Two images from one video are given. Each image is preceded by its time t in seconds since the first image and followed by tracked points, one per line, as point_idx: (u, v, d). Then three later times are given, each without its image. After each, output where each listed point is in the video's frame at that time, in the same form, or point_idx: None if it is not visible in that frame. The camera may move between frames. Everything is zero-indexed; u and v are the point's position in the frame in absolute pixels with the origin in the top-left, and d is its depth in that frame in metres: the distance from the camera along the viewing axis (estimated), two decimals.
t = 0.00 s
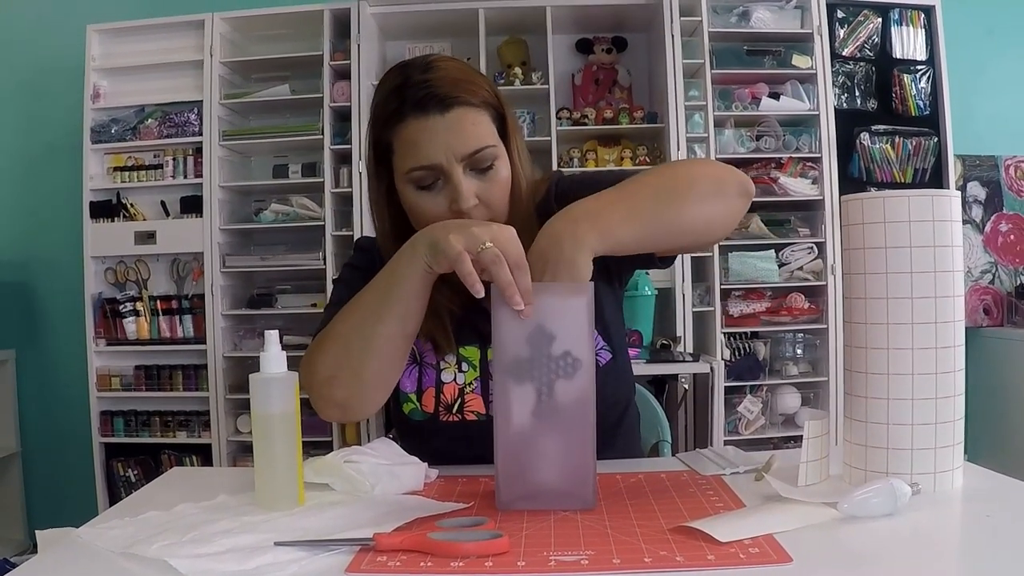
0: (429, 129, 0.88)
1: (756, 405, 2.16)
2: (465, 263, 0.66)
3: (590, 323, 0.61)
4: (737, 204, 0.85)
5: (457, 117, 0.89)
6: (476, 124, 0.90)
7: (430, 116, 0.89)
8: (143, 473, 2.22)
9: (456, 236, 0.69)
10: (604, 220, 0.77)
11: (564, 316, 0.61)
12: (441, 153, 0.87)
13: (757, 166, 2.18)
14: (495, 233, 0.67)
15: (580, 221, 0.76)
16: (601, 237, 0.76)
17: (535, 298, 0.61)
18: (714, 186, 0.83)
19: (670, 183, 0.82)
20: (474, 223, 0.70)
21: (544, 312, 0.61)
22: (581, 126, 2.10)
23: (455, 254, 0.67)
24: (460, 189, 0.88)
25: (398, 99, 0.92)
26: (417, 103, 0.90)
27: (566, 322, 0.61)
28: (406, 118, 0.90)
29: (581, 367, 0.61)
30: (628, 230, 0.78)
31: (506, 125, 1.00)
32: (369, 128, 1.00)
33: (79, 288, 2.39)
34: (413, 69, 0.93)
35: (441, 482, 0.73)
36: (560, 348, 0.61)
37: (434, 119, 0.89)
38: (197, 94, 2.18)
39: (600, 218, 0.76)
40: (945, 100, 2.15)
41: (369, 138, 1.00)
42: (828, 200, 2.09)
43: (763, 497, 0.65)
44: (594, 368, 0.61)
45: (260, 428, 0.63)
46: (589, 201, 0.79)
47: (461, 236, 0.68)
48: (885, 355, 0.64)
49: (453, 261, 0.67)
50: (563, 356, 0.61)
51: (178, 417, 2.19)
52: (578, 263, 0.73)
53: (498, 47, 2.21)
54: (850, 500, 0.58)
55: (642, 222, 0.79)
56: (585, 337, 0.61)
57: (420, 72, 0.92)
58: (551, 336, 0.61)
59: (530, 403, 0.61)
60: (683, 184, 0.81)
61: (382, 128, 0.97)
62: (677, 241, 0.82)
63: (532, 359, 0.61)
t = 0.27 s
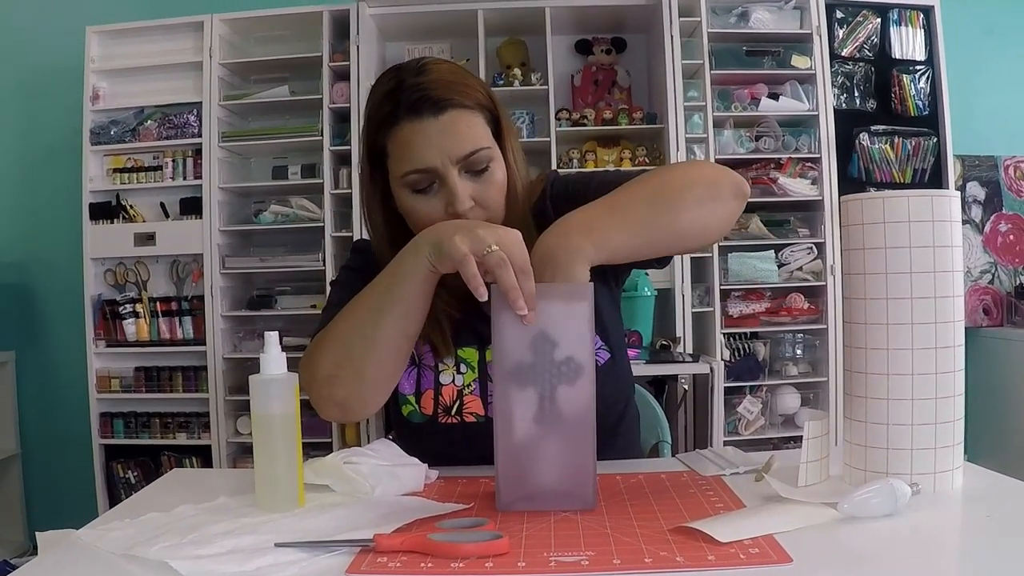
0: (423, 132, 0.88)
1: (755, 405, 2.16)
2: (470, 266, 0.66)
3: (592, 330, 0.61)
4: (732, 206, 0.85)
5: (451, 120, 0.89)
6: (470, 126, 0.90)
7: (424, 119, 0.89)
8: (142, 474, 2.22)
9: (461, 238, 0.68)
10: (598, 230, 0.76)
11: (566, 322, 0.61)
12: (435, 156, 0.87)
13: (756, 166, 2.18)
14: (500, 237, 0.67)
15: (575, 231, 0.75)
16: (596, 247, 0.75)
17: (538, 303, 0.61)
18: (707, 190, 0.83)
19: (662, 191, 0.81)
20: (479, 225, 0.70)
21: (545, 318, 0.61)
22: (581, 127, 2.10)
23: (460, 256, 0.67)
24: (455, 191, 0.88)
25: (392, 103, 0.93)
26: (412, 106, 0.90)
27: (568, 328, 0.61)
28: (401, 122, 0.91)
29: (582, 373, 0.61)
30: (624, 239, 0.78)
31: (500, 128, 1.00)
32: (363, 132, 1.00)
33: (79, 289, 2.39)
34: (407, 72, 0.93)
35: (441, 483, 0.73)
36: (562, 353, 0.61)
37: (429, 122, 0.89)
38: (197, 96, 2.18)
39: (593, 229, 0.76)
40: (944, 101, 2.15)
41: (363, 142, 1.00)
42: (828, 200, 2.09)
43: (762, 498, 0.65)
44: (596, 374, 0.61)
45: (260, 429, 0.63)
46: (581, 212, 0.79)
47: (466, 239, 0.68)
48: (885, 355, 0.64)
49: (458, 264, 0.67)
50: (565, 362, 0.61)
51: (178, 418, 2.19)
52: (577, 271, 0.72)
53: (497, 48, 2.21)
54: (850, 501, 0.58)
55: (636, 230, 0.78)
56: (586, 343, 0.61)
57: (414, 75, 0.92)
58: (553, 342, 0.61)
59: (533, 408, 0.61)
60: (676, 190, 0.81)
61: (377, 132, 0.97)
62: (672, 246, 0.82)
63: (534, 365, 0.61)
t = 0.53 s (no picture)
0: (420, 135, 0.88)
1: (755, 404, 2.16)
2: (474, 266, 0.66)
3: (592, 335, 0.61)
4: (728, 205, 0.85)
5: (448, 123, 0.89)
6: (467, 129, 0.90)
7: (421, 122, 0.89)
8: (142, 474, 2.22)
9: (466, 238, 0.68)
10: (598, 234, 0.76)
11: (567, 327, 0.61)
12: (433, 159, 0.87)
13: (756, 166, 2.18)
14: (506, 239, 0.67)
15: (576, 234, 0.75)
16: (595, 251, 0.75)
17: (539, 307, 0.61)
18: (705, 190, 0.83)
19: (660, 191, 0.81)
20: (485, 225, 0.70)
21: (546, 322, 0.61)
22: (581, 127, 2.10)
23: (465, 256, 0.67)
24: (453, 194, 0.88)
25: (388, 106, 0.93)
26: (408, 109, 0.90)
27: (569, 333, 0.61)
28: (398, 125, 0.91)
29: (582, 378, 0.61)
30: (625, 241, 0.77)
31: (497, 129, 1.00)
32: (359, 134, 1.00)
33: (79, 289, 2.39)
34: (403, 75, 0.94)
35: (442, 482, 0.73)
36: (562, 357, 0.61)
37: (426, 125, 0.89)
38: (197, 96, 2.18)
39: (593, 233, 0.75)
40: (944, 100, 2.15)
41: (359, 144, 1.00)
42: (827, 199, 2.09)
43: (763, 497, 0.65)
44: (595, 378, 0.61)
45: (261, 429, 0.63)
46: (580, 216, 0.78)
47: (472, 239, 0.68)
48: (886, 354, 0.64)
49: (464, 264, 0.67)
50: (564, 366, 0.61)
51: (178, 418, 2.18)
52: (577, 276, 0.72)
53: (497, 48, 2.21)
54: (850, 500, 0.58)
55: (635, 233, 0.78)
56: (586, 348, 0.61)
57: (409, 78, 0.92)
58: (553, 346, 0.61)
59: (532, 411, 0.61)
60: (675, 191, 0.81)
61: (373, 135, 0.97)
62: (672, 247, 0.82)
63: (533, 368, 0.61)
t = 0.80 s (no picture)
0: (424, 136, 0.88)
1: (756, 404, 2.16)
2: (476, 264, 0.66)
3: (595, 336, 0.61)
4: (727, 206, 0.85)
5: (451, 123, 0.89)
6: (470, 129, 0.90)
7: (424, 123, 0.89)
8: (143, 473, 2.22)
9: (470, 237, 0.68)
10: (599, 239, 0.75)
11: (569, 328, 0.61)
12: (437, 161, 0.87)
13: (757, 166, 2.18)
14: (510, 238, 0.67)
15: (577, 240, 0.74)
16: (596, 256, 0.74)
17: (543, 307, 0.61)
18: (705, 192, 0.83)
19: (660, 194, 0.81)
20: (489, 225, 0.70)
21: (549, 323, 0.61)
22: (582, 126, 2.10)
23: (469, 254, 0.67)
24: (457, 195, 0.88)
25: (391, 106, 0.93)
26: (411, 110, 0.90)
27: (571, 334, 0.61)
28: (401, 126, 0.91)
29: (584, 379, 0.61)
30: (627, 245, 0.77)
31: (499, 129, 1.00)
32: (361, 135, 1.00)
33: (79, 289, 2.39)
34: (405, 75, 0.93)
35: (444, 482, 0.73)
36: (564, 357, 0.61)
37: (429, 125, 0.89)
38: (197, 95, 2.18)
39: (594, 238, 0.75)
40: (945, 100, 2.15)
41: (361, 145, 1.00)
42: (828, 199, 2.09)
43: (765, 497, 0.65)
44: (598, 380, 0.61)
45: (263, 429, 0.63)
46: (580, 220, 0.78)
47: (476, 238, 0.68)
48: (888, 354, 0.64)
49: (467, 263, 0.67)
50: (566, 367, 0.61)
51: (179, 417, 2.19)
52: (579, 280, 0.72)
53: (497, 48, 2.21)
54: (851, 500, 0.58)
55: (636, 236, 0.78)
56: (588, 349, 0.61)
57: (412, 78, 0.92)
58: (555, 347, 0.61)
59: (534, 412, 0.61)
60: (675, 194, 0.81)
61: (375, 135, 0.97)
62: (671, 249, 0.82)
63: (536, 369, 0.61)
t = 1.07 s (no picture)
0: (428, 138, 0.88)
1: (757, 405, 2.16)
2: (479, 263, 0.66)
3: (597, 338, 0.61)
4: (728, 211, 0.85)
5: (456, 126, 0.89)
6: (475, 132, 0.90)
7: (429, 125, 0.89)
8: (143, 473, 2.22)
9: (473, 236, 0.68)
10: (599, 248, 0.75)
11: (572, 329, 0.61)
12: (442, 163, 0.87)
13: (759, 167, 2.18)
14: (513, 238, 0.67)
15: (576, 250, 0.74)
16: (597, 264, 0.74)
17: (545, 308, 0.61)
18: (705, 197, 0.82)
19: (660, 201, 0.81)
20: (494, 224, 0.70)
21: (551, 324, 0.61)
22: (583, 127, 2.10)
23: (472, 252, 0.67)
24: (461, 197, 0.88)
25: (396, 108, 0.92)
26: (416, 112, 0.90)
27: (574, 335, 0.61)
28: (405, 128, 0.91)
29: (586, 381, 0.61)
30: (629, 253, 0.77)
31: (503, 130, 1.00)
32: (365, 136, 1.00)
33: (80, 289, 2.39)
34: (409, 77, 0.94)
35: (446, 483, 0.73)
36: (567, 359, 0.61)
37: (433, 127, 0.89)
38: (199, 95, 2.18)
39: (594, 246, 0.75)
40: (946, 101, 2.15)
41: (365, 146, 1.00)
42: (829, 200, 2.09)
43: (767, 498, 0.65)
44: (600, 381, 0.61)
45: (266, 429, 0.64)
46: (580, 229, 0.78)
47: (480, 237, 0.68)
48: (890, 355, 0.64)
49: (470, 261, 0.67)
50: (568, 368, 0.61)
51: (179, 417, 2.19)
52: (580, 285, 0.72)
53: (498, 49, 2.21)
54: (854, 501, 0.58)
55: (637, 244, 0.78)
56: (590, 351, 0.61)
57: (417, 80, 0.92)
58: (557, 348, 0.61)
59: (536, 413, 0.61)
60: (674, 201, 0.81)
61: (379, 137, 0.97)
62: (673, 256, 0.81)
63: (538, 370, 0.61)
